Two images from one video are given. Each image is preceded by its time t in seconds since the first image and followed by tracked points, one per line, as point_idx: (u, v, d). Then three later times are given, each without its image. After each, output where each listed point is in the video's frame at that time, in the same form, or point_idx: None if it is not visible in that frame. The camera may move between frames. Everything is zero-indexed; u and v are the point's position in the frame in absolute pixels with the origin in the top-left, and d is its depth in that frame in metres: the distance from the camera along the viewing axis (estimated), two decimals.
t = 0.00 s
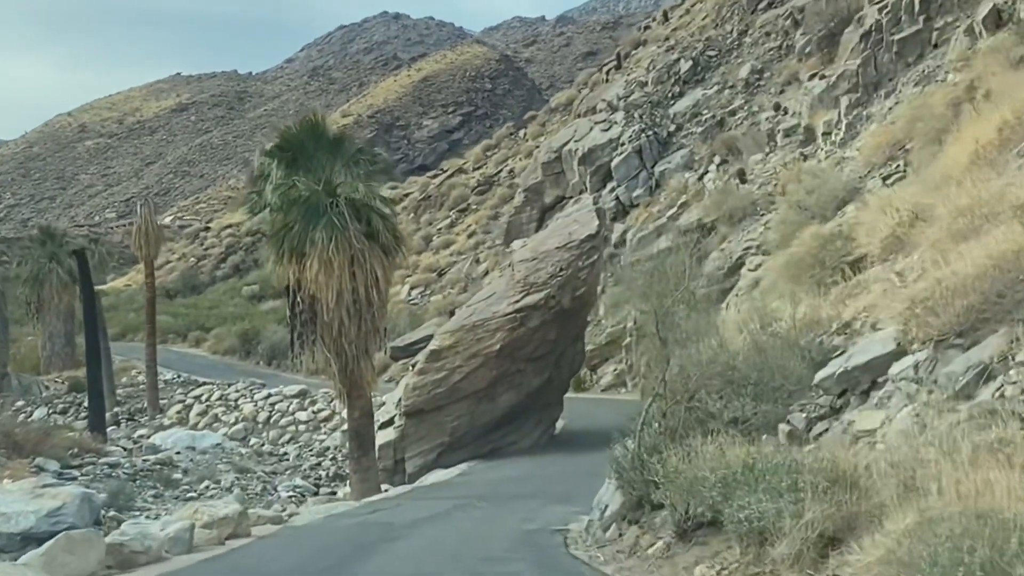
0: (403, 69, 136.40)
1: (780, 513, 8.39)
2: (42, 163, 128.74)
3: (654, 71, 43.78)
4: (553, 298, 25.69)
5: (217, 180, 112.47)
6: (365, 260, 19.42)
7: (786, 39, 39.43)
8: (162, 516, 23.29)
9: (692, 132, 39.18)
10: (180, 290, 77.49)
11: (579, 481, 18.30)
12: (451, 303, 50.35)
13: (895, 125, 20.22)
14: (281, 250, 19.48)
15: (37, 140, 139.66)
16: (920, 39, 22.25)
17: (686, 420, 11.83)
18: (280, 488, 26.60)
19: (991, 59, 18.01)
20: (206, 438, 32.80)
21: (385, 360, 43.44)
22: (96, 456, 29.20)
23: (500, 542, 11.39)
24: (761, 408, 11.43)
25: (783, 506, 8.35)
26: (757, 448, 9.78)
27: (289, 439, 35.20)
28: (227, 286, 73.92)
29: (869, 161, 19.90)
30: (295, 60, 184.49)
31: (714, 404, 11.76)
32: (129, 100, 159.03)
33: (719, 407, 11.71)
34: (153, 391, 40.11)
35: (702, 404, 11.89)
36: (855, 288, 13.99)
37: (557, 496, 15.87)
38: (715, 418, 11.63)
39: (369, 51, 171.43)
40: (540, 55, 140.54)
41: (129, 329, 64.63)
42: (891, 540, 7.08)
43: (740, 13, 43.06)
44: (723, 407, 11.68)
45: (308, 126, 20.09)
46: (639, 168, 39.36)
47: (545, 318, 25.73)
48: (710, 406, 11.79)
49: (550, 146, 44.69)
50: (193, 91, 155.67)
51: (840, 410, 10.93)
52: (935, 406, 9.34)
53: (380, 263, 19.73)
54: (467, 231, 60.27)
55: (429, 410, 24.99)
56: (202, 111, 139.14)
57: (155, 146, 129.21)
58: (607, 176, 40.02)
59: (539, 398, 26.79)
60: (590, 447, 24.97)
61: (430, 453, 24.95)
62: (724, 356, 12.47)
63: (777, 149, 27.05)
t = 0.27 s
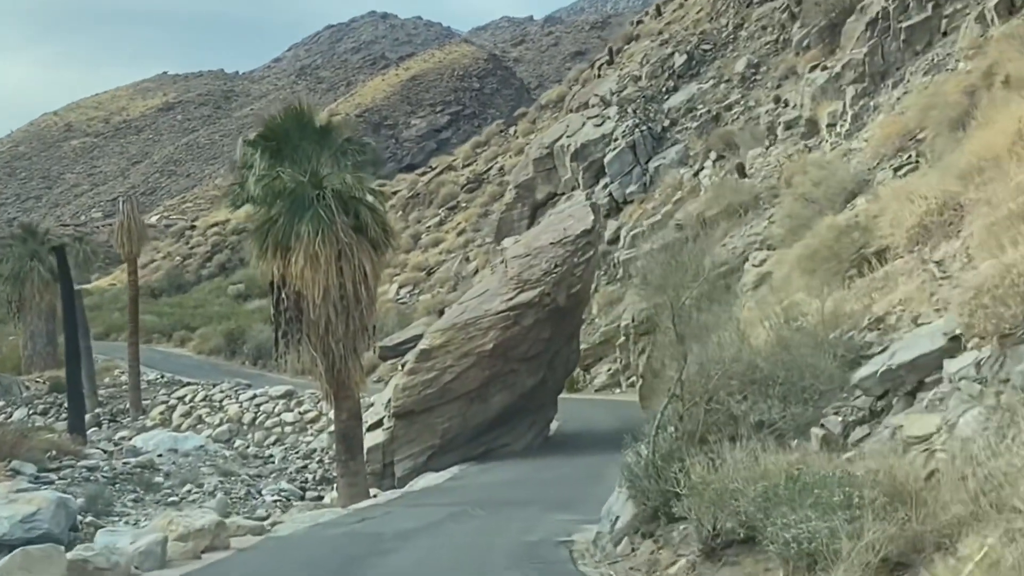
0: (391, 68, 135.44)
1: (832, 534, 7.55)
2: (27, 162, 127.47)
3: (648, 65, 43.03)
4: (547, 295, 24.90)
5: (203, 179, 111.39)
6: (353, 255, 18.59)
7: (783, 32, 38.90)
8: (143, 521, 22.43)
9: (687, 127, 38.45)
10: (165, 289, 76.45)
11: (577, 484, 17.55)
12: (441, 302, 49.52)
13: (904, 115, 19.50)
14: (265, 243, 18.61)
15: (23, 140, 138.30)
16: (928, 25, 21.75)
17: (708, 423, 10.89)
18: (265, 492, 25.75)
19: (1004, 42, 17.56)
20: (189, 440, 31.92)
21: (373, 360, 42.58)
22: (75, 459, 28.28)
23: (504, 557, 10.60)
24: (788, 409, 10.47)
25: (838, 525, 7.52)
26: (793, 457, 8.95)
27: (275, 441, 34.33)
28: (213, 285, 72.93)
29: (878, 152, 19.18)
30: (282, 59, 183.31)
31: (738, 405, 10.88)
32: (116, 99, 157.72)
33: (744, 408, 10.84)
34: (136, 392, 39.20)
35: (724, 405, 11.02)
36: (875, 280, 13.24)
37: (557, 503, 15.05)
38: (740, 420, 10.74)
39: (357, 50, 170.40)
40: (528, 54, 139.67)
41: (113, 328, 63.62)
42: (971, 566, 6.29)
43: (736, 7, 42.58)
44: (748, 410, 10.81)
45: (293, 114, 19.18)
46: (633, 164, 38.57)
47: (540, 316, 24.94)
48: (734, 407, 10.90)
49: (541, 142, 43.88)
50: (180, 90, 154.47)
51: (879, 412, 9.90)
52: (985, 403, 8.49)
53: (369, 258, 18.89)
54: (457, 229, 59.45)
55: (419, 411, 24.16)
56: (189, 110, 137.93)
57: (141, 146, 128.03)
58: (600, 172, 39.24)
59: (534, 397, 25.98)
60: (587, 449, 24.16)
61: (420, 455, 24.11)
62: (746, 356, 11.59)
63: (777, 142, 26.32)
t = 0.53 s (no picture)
0: (383, 68, 134.64)
1: (908, 560, 6.11)
2: (18, 162, 126.43)
3: (645, 60, 42.30)
4: (545, 293, 24.11)
5: (195, 179, 110.44)
6: (344, 250, 17.77)
7: (783, 26, 38.31)
8: (126, 528, 21.59)
9: (685, 122, 37.71)
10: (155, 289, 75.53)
11: (579, 491, 16.68)
12: (434, 301, 48.71)
13: (918, 104, 18.77)
14: (254, 238, 17.77)
15: (14, 140, 137.19)
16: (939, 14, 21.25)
17: (735, 426, 9.95)
18: (254, 497, 24.90)
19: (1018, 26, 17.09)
20: (176, 442, 31.05)
21: (365, 360, 41.74)
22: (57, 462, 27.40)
23: None
24: (828, 416, 9.52)
25: (917, 551, 6.05)
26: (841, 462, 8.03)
27: (265, 444, 33.48)
28: (203, 285, 72.01)
29: (892, 143, 18.44)
30: (275, 60, 182.41)
31: (771, 407, 9.97)
32: (108, 99, 156.75)
33: (776, 409, 9.92)
34: (123, 393, 38.35)
35: (759, 405, 10.07)
36: (898, 275, 12.47)
37: (560, 510, 14.24)
38: (773, 421, 9.81)
39: (350, 51, 169.57)
40: (521, 55, 138.90)
41: (102, 328, 62.68)
42: None
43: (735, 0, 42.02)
44: (781, 411, 9.90)
45: (282, 102, 18.28)
46: (630, 160, 37.78)
47: (538, 314, 24.15)
48: (768, 409, 9.98)
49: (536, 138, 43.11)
50: (172, 90, 153.54)
51: (936, 417, 9.05)
52: None
53: (360, 253, 18.08)
54: (450, 228, 58.66)
55: (413, 412, 23.34)
56: (180, 109, 137.00)
57: (133, 146, 127.07)
58: (597, 169, 38.47)
59: (531, 399, 25.19)
60: (586, 453, 23.34)
61: (414, 459, 23.30)
62: (775, 352, 10.72)
63: (781, 136, 25.60)
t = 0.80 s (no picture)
0: (379, 70, 133.90)
1: None
2: (12, 163, 125.43)
3: (647, 55, 41.59)
4: (547, 291, 23.32)
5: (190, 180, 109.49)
6: (338, 245, 16.96)
7: (787, 21, 37.71)
8: (111, 535, 20.75)
9: (688, 118, 36.98)
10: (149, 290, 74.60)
11: (589, 497, 15.89)
12: (431, 302, 47.90)
13: (938, 95, 18.09)
14: (244, 232, 16.96)
15: (8, 141, 136.19)
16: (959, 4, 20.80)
17: (775, 431, 9.25)
18: (246, 503, 24.03)
19: None
20: (167, 445, 30.21)
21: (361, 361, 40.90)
22: (43, 466, 26.54)
23: None
24: (876, 421, 8.76)
25: None
26: (896, 472, 7.34)
27: (258, 447, 32.66)
28: (197, 286, 71.13)
29: (912, 135, 17.73)
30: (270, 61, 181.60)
31: (815, 408, 9.24)
32: (103, 100, 155.81)
33: (818, 410, 9.18)
34: (113, 394, 37.50)
35: (803, 408, 9.36)
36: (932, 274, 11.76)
37: (568, 520, 13.43)
38: (815, 422, 9.03)
39: (345, 53, 168.83)
40: (517, 57, 138.19)
41: (94, 329, 61.74)
42: None
43: None
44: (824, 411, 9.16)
45: (273, 90, 17.44)
46: (631, 157, 36.98)
47: (539, 313, 23.34)
48: (811, 410, 9.24)
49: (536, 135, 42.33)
50: (167, 91, 152.66)
51: (1011, 422, 8.18)
52: None
53: (354, 247, 17.24)
54: (447, 227, 57.87)
55: (410, 415, 22.53)
56: (175, 110, 136.07)
57: (128, 148, 126.14)
58: (598, 166, 37.70)
59: (532, 401, 24.39)
60: (591, 457, 22.55)
61: (411, 463, 22.48)
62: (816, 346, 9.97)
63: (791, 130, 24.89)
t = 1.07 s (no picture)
0: (377, 69, 133.02)
1: None
2: (8, 163, 124.49)
3: (649, 49, 40.87)
4: (549, 287, 22.54)
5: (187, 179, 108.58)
6: (334, 238, 16.20)
7: (793, 14, 37.08)
8: (97, 540, 19.93)
9: (692, 113, 36.25)
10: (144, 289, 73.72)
11: (598, 502, 15.16)
12: (430, 300, 47.11)
13: (960, 82, 17.39)
14: (235, 223, 16.19)
15: (4, 141, 135.19)
16: None
17: (824, 435, 9.27)
18: (238, 507, 23.23)
19: None
20: (158, 447, 29.42)
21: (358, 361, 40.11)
22: (30, 468, 25.72)
23: None
24: (911, 416, 8.51)
25: None
26: (953, 480, 7.39)
27: (252, 448, 31.85)
28: (192, 285, 70.29)
29: (933, 124, 17.03)
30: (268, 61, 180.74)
31: (873, 406, 9.12)
32: (100, 100, 154.90)
33: (878, 410, 9.05)
34: (104, 394, 36.68)
35: (861, 407, 9.25)
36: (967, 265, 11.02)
37: (577, 527, 12.66)
38: (873, 423, 8.93)
39: (343, 53, 167.95)
40: (515, 57, 137.35)
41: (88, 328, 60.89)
42: None
43: None
44: (884, 411, 9.03)
45: (265, 74, 16.62)
46: (634, 152, 36.21)
47: (542, 310, 22.57)
48: (869, 409, 9.13)
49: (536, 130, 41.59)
50: (165, 91, 151.77)
51: None
52: None
53: (351, 240, 16.48)
54: (445, 225, 57.11)
55: (408, 415, 21.76)
56: (173, 109, 135.16)
57: (125, 147, 125.24)
58: (600, 161, 36.94)
59: (533, 402, 23.60)
60: (596, 459, 21.78)
61: (409, 465, 21.70)
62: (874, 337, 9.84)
63: (801, 122, 24.17)
